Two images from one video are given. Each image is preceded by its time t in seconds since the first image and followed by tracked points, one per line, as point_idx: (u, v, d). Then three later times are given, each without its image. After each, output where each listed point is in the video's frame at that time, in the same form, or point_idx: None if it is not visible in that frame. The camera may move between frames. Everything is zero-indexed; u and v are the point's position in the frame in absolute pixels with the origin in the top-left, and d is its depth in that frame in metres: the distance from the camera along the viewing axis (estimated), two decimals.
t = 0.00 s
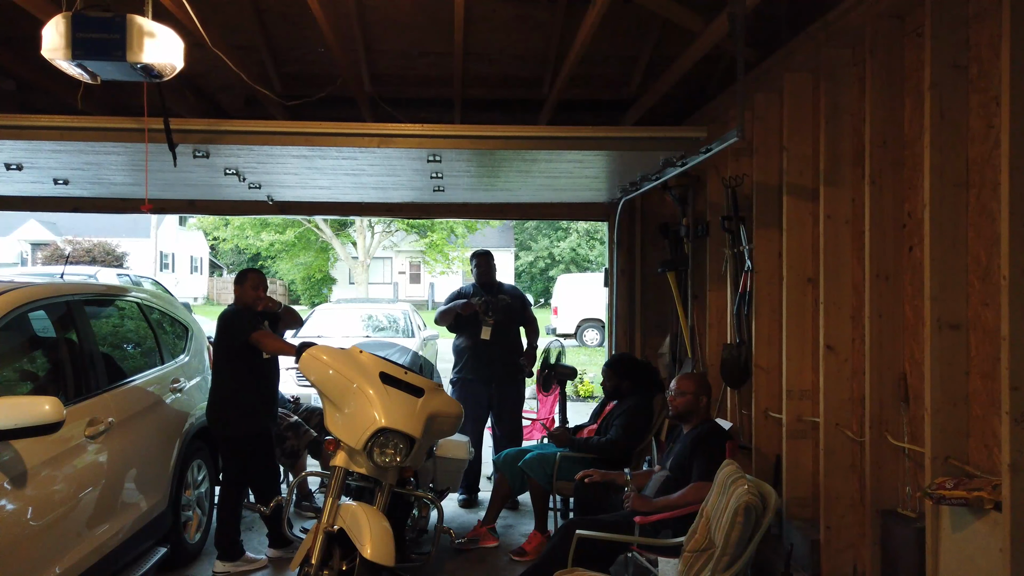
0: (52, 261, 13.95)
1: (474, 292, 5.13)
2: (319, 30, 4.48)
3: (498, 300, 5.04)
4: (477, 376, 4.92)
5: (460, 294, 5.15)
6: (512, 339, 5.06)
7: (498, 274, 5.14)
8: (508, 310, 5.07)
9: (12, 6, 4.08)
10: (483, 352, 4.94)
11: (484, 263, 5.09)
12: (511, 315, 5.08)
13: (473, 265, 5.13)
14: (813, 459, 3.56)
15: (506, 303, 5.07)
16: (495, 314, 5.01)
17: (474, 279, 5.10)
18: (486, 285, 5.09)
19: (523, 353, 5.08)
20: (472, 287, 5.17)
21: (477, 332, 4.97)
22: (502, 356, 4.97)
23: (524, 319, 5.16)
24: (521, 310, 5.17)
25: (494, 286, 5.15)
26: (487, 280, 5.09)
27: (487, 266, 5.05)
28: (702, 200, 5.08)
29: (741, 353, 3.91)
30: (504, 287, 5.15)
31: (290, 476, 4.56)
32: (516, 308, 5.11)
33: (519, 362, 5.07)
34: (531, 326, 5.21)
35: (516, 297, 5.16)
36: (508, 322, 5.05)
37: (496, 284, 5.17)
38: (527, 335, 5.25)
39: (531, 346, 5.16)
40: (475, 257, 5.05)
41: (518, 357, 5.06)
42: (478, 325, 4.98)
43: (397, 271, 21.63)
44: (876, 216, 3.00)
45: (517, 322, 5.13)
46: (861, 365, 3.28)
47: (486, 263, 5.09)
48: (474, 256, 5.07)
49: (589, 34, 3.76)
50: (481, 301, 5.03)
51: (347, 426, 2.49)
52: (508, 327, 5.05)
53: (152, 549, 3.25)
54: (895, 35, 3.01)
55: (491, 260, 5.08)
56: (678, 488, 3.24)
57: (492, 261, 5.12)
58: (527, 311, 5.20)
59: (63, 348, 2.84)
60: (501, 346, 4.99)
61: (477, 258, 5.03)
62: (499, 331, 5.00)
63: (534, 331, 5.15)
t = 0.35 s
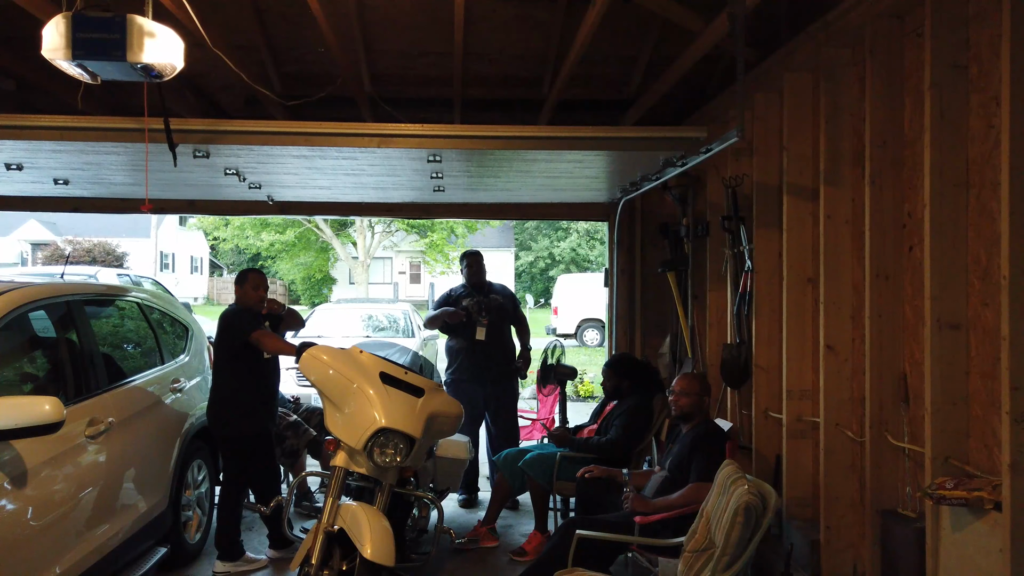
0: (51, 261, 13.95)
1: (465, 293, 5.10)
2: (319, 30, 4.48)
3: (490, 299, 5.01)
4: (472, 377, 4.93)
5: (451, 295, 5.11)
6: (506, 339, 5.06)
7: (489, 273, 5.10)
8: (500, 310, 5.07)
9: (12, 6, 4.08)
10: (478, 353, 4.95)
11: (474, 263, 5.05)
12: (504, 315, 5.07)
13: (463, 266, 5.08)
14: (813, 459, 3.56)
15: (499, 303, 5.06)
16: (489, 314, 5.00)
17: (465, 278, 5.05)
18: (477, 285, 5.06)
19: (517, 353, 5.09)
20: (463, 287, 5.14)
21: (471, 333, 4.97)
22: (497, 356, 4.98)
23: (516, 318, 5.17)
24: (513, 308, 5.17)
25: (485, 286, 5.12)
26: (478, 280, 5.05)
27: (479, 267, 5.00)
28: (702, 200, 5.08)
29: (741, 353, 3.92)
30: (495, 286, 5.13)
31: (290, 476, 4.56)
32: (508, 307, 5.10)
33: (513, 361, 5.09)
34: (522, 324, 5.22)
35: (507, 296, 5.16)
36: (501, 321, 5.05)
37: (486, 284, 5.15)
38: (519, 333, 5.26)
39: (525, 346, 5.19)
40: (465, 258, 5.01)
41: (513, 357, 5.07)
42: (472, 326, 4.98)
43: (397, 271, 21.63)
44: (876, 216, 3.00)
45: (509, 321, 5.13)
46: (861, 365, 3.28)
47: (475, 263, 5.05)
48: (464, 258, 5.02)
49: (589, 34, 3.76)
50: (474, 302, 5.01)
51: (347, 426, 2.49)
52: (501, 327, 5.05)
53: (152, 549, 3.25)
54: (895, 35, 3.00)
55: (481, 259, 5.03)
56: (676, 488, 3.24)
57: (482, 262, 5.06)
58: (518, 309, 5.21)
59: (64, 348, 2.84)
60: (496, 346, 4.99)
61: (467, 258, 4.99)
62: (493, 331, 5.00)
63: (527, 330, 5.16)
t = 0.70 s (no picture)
0: (51, 261, 13.94)
1: (459, 293, 5.10)
2: (319, 30, 4.48)
3: (483, 300, 5.03)
4: (469, 377, 4.93)
5: (445, 296, 5.12)
6: (501, 339, 5.06)
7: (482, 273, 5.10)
8: (495, 310, 5.08)
9: (12, 7, 4.08)
10: (474, 353, 4.95)
11: (469, 262, 5.06)
12: (498, 315, 5.08)
13: (457, 265, 5.08)
14: (813, 459, 3.56)
15: (492, 303, 5.07)
16: (482, 314, 5.01)
17: (459, 279, 5.05)
18: (470, 285, 5.06)
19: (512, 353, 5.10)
20: (457, 288, 5.15)
21: (466, 333, 4.97)
22: (493, 356, 4.98)
23: (510, 317, 5.18)
24: (507, 308, 5.18)
25: (479, 286, 5.13)
26: (471, 280, 5.06)
27: (473, 267, 5.02)
28: (702, 201, 5.08)
29: (741, 353, 3.91)
30: (488, 286, 5.13)
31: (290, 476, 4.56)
32: (502, 307, 5.11)
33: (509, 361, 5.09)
34: (517, 324, 5.24)
35: (501, 296, 5.17)
36: (495, 321, 5.06)
37: (480, 284, 5.15)
38: (514, 334, 5.28)
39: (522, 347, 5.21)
40: (459, 257, 5.02)
41: (508, 356, 5.08)
42: (467, 327, 4.98)
43: (397, 271, 21.63)
44: (876, 216, 3.00)
45: (503, 321, 5.14)
46: (861, 365, 3.28)
47: (470, 263, 5.06)
48: (458, 257, 5.04)
49: (589, 34, 3.76)
50: (467, 302, 5.03)
51: (347, 426, 2.49)
52: (496, 327, 5.05)
53: (153, 549, 3.25)
54: (895, 35, 3.01)
55: (475, 259, 5.06)
56: (677, 489, 3.24)
57: (476, 261, 5.08)
58: (511, 309, 5.22)
59: (63, 348, 2.84)
60: (491, 346, 4.99)
61: (461, 258, 5.01)
62: (488, 331, 5.00)
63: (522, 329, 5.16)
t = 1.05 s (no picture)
0: (51, 261, 13.93)
1: (454, 293, 5.11)
2: (319, 30, 4.48)
3: (477, 300, 5.02)
4: (465, 377, 4.94)
5: (440, 296, 5.13)
6: (496, 338, 5.05)
7: (478, 273, 5.08)
8: (489, 309, 5.06)
9: (12, 7, 4.09)
10: (468, 352, 4.95)
11: (465, 262, 5.05)
12: (493, 314, 5.07)
13: (454, 265, 5.07)
14: (813, 459, 3.57)
15: (486, 302, 5.06)
16: (476, 314, 5.00)
17: (454, 278, 5.04)
18: (464, 284, 5.05)
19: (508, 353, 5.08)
20: (452, 287, 5.15)
21: (460, 333, 4.98)
22: (488, 355, 4.97)
23: (506, 317, 5.16)
24: (503, 308, 5.16)
25: (474, 286, 5.12)
26: (466, 279, 5.05)
27: (468, 267, 5.00)
28: (702, 201, 5.08)
29: (741, 353, 3.91)
30: (484, 285, 5.12)
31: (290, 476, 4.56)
32: (497, 306, 5.09)
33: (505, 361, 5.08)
34: (514, 324, 5.22)
35: (497, 295, 5.15)
36: (490, 320, 5.04)
37: (475, 284, 5.14)
38: (511, 333, 5.26)
39: (519, 347, 5.20)
40: (456, 257, 5.02)
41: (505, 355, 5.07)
42: (461, 326, 4.99)
43: (397, 271, 21.63)
44: (875, 216, 3.00)
45: (499, 321, 5.12)
46: (861, 365, 3.28)
47: (467, 263, 5.05)
48: (455, 257, 5.04)
49: (589, 34, 3.76)
50: (460, 302, 5.03)
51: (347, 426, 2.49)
52: (490, 327, 5.04)
53: (153, 548, 3.25)
54: (895, 36, 3.01)
55: (471, 259, 5.05)
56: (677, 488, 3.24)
57: (473, 261, 5.07)
58: (507, 309, 5.19)
59: (63, 348, 2.83)
60: (485, 346, 4.98)
61: (457, 258, 5.00)
62: (482, 331, 5.00)
63: (518, 329, 5.14)
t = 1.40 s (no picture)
0: (51, 261, 13.93)
1: (452, 293, 5.11)
2: (319, 30, 4.48)
3: (474, 300, 5.02)
4: (462, 378, 4.94)
5: (437, 296, 5.13)
6: (493, 339, 5.04)
7: (476, 273, 5.08)
8: (486, 310, 5.05)
9: (12, 7, 4.09)
10: (464, 352, 4.96)
11: (464, 262, 5.04)
12: (490, 315, 5.06)
13: (453, 264, 5.06)
14: (813, 459, 3.57)
15: (483, 302, 5.04)
16: (472, 314, 4.99)
17: (452, 278, 5.03)
18: (462, 285, 5.05)
19: (506, 353, 5.07)
20: (450, 287, 5.15)
21: (457, 333, 4.99)
22: (485, 355, 4.97)
23: (504, 317, 5.15)
24: (501, 308, 5.15)
25: (471, 286, 5.11)
26: (464, 280, 5.04)
27: (467, 268, 4.98)
28: (702, 201, 5.07)
29: (741, 354, 3.91)
30: (481, 285, 5.11)
31: (290, 476, 4.56)
32: (495, 306, 5.08)
33: (502, 361, 5.07)
34: (512, 323, 5.20)
35: (495, 296, 5.13)
36: (487, 320, 5.04)
37: (472, 284, 5.13)
38: (509, 333, 5.25)
39: (517, 346, 5.19)
40: (455, 257, 5.01)
41: (502, 355, 5.07)
42: (457, 326, 5.00)
43: (397, 271, 21.63)
44: (875, 217, 3.00)
45: (496, 321, 5.11)
46: (861, 365, 3.27)
47: (465, 262, 5.05)
48: (453, 256, 5.03)
49: (589, 34, 3.76)
50: (457, 303, 5.02)
51: (347, 426, 2.49)
52: (487, 327, 5.03)
53: (153, 549, 3.25)
54: (895, 36, 3.01)
55: (470, 259, 5.04)
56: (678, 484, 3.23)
57: (472, 260, 5.05)
58: (506, 309, 5.18)
59: (63, 348, 2.83)
60: (482, 346, 4.98)
61: (455, 258, 4.99)
62: (478, 331, 5.00)
63: (516, 329, 5.13)
